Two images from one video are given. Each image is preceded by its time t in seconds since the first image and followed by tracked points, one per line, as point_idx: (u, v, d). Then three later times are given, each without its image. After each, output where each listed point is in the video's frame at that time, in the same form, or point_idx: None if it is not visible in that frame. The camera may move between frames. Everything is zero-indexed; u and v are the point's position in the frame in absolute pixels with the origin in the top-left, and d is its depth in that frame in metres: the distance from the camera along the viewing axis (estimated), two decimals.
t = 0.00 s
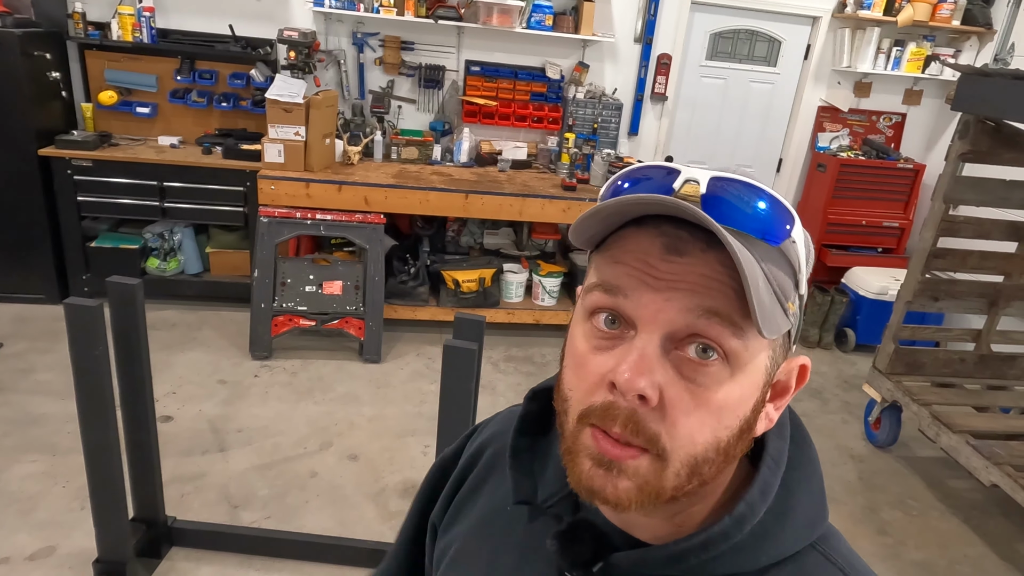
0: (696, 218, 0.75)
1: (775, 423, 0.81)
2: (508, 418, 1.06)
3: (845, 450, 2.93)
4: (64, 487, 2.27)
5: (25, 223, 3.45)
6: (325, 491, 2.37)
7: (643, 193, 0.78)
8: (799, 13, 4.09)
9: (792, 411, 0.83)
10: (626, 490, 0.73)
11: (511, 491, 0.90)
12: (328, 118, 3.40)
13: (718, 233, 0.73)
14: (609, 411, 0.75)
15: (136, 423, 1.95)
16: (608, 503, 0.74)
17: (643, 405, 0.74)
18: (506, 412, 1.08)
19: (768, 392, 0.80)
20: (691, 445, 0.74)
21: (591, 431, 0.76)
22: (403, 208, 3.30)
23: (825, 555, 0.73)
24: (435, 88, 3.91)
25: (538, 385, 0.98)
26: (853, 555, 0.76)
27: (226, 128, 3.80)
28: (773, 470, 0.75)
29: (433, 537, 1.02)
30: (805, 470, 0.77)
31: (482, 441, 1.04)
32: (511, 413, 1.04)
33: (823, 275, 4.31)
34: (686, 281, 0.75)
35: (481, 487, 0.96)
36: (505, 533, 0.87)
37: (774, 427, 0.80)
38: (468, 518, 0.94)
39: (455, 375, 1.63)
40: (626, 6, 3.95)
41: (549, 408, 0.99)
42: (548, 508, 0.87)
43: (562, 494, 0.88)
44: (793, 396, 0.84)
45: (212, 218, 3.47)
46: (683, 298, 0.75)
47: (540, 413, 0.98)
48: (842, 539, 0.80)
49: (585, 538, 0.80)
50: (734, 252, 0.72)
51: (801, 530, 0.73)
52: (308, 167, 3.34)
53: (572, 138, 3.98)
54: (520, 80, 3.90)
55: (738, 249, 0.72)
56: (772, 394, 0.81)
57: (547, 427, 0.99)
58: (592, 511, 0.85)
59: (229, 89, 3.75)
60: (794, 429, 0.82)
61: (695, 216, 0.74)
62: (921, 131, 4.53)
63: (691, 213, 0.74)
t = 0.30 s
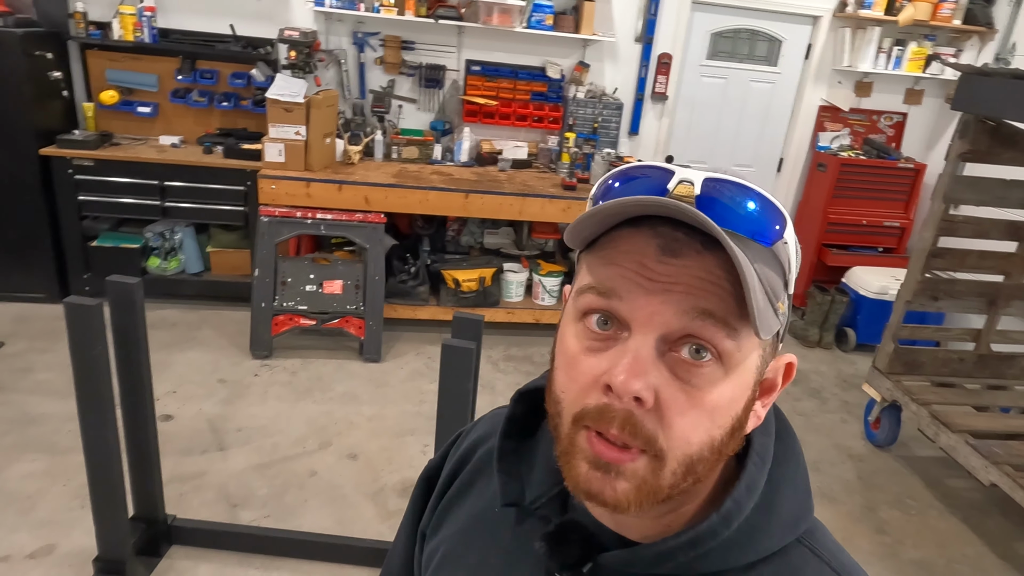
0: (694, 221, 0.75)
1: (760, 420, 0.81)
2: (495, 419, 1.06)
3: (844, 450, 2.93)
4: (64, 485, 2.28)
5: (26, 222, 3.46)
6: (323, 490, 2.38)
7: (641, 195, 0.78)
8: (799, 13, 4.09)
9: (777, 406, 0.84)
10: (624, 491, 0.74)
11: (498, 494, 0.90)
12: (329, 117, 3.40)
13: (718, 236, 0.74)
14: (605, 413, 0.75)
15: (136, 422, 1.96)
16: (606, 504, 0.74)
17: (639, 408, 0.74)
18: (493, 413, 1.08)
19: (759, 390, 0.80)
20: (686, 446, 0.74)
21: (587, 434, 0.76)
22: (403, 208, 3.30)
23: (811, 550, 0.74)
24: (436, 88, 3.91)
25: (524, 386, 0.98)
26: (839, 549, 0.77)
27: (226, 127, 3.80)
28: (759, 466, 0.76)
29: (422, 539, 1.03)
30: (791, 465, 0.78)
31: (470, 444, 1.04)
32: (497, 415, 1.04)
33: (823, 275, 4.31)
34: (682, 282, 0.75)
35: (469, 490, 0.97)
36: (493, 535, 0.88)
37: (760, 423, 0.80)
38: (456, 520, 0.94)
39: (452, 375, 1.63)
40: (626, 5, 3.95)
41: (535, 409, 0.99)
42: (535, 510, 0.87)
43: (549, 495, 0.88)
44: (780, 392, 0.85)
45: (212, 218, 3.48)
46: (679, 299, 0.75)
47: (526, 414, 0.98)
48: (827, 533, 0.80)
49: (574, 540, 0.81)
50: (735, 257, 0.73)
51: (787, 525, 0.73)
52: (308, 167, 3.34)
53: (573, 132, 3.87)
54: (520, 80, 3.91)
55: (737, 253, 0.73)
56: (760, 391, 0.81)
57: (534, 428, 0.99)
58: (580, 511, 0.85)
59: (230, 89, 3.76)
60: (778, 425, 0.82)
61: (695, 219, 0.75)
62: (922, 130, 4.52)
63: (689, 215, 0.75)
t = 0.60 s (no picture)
0: (678, 209, 0.76)
1: (750, 411, 0.82)
2: (487, 415, 1.07)
3: (842, 449, 2.94)
4: (64, 483, 2.29)
5: (27, 222, 3.47)
6: (322, 488, 2.38)
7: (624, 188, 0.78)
8: (797, 13, 4.10)
9: (766, 399, 0.84)
10: (629, 486, 0.74)
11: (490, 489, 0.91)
12: (328, 117, 3.41)
13: (707, 222, 0.75)
14: (605, 409, 0.75)
15: (135, 420, 1.96)
16: (612, 501, 0.74)
17: (639, 401, 0.75)
18: (484, 409, 1.09)
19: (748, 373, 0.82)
20: (686, 434, 0.75)
21: (586, 431, 0.76)
22: (402, 207, 3.31)
23: (801, 541, 0.75)
24: (435, 87, 3.92)
25: (514, 382, 0.99)
26: (829, 540, 0.78)
27: (226, 127, 3.81)
28: (749, 458, 0.77)
29: (414, 535, 1.03)
30: (780, 458, 0.79)
31: (460, 439, 1.05)
32: (488, 411, 1.05)
33: (821, 274, 4.32)
34: (672, 272, 0.76)
35: (461, 485, 0.97)
36: (485, 530, 0.88)
37: (749, 415, 0.81)
38: (448, 515, 0.95)
39: (450, 372, 1.64)
40: (625, 6, 3.96)
41: (525, 404, 1.00)
42: (527, 504, 0.88)
43: (541, 491, 0.89)
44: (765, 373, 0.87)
45: (212, 217, 3.49)
46: (671, 289, 0.76)
47: (516, 410, 0.99)
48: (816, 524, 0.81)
49: (567, 535, 0.82)
50: (724, 242, 0.75)
51: (777, 516, 0.74)
52: (307, 166, 3.35)
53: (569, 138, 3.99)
54: (519, 80, 3.93)
55: (724, 236, 0.74)
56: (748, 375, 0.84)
57: (525, 423, 1.00)
58: (573, 506, 0.87)
59: (230, 88, 3.76)
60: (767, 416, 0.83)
61: (680, 207, 0.76)
62: (920, 130, 4.54)
63: (674, 203, 0.76)
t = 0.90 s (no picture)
0: (652, 209, 0.78)
1: (734, 408, 0.83)
2: (481, 414, 1.08)
3: (837, 446, 2.95)
4: (61, 486, 2.29)
5: (22, 224, 3.47)
6: (320, 489, 2.39)
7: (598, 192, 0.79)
8: (791, 12, 4.11)
9: (751, 397, 0.85)
10: (615, 484, 0.75)
11: (481, 487, 0.91)
12: (324, 118, 3.42)
13: (681, 222, 0.76)
14: (589, 410, 0.76)
15: (132, 422, 1.97)
16: (600, 500, 0.75)
17: (622, 401, 0.76)
18: (478, 410, 1.10)
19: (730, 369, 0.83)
20: (670, 431, 0.76)
21: (572, 433, 0.77)
22: (398, 208, 3.31)
23: (785, 537, 0.75)
24: (430, 88, 3.93)
25: (506, 382, 1.00)
26: (814, 537, 0.79)
27: (222, 129, 3.82)
28: (733, 456, 0.78)
29: (409, 535, 1.04)
30: (764, 455, 0.80)
31: (454, 440, 1.06)
32: (481, 412, 1.06)
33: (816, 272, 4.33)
34: (650, 272, 0.77)
35: (454, 485, 0.98)
36: (476, 528, 0.89)
37: (733, 413, 0.82)
38: (441, 514, 0.96)
39: (446, 372, 1.65)
40: (619, 6, 3.98)
41: (517, 404, 1.01)
42: (518, 502, 0.89)
43: (531, 488, 0.89)
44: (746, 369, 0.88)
45: (208, 219, 3.49)
46: (650, 289, 0.77)
47: (508, 409, 1.00)
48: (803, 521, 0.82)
49: (556, 531, 0.83)
50: (697, 240, 0.75)
51: (761, 514, 0.75)
52: (303, 167, 3.35)
53: (566, 136, 3.97)
54: (514, 80, 3.92)
55: (698, 235, 0.75)
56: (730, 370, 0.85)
57: (516, 422, 1.01)
58: (562, 504, 0.87)
59: (225, 90, 3.76)
60: (752, 414, 0.84)
61: (653, 208, 0.77)
62: (914, 128, 4.56)
63: (646, 205, 0.77)
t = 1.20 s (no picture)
0: (650, 215, 0.78)
1: (734, 412, 0.83)
2: (481, 420, 1.08)
3: (835, 446, 2.96)
4: (59, 488, 2.28)
5: (19, 226, 3.46)
6: (319, 490, 2.39)
7: (596, 197, 0.79)
8: (788, 13, 4.12)
9: (749, 401, 0.85)
10: (615, 487, 0.75)
11: (482, 493, 0.91)
12: (321, 119, 3.41)
13: (678, 227, 0.76)
14: (588, 414, 0.76)
15: (130, 424, 1.96)
16: (599, 504, 0.75)
17: (620, 404, 0.76)
18: (478, 414, 1.10)
19: (728, 374, 0.83)
20: (669, 435, 0.77)
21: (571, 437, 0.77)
22: (396, 208, 3.32)
23: (785, 542, 0.76)
24: (428, 89, 3.93)
25: (506, 388, 1.00)
26: (813, 541, 0.79)
27: (219, 129, 3.81)
28: (732, 461, 0.78)
29: (410, 540, 1.04)
30: (764, 459, 0.80)
31: (455, 445, 1.06)
32: (482, 417, 1.06)
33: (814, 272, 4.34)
34: (648, 277, 0.77)
35: (455, 490, 0.99)
36: (477, 533, 0.89)
37: (733, 417, 0.82)
38: (442, 520, 0.96)
39: (444, 374, 1.65)
40: (616, 7, 3.98)
41: (517, 409, 1.02)
42: (518, 507, 0.89)
43: (532, 493, 0.90)
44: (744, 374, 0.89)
45: (206, 220, 3.49)
46: (649, 293, 0.77)
47: (508, 415, 1.00)
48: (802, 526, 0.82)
49: (554, 536, 0.83)
50: (695, 245, 0.75)
51: (760, 519, 0.75)
52: (301, 168, 3.35)
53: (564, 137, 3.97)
54: (511, 80, 3.92)
55: (696, 241, 0.76)
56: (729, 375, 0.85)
57: (517, 428, 1.01)
58: (562, 509, 0.87)
59: (223, 91, 3.76)
60: (752, 419, 0.84)
61: (650, 213, 0.77)
62: (910, 128, 4.57)
63: (644, 210, 0.77)
